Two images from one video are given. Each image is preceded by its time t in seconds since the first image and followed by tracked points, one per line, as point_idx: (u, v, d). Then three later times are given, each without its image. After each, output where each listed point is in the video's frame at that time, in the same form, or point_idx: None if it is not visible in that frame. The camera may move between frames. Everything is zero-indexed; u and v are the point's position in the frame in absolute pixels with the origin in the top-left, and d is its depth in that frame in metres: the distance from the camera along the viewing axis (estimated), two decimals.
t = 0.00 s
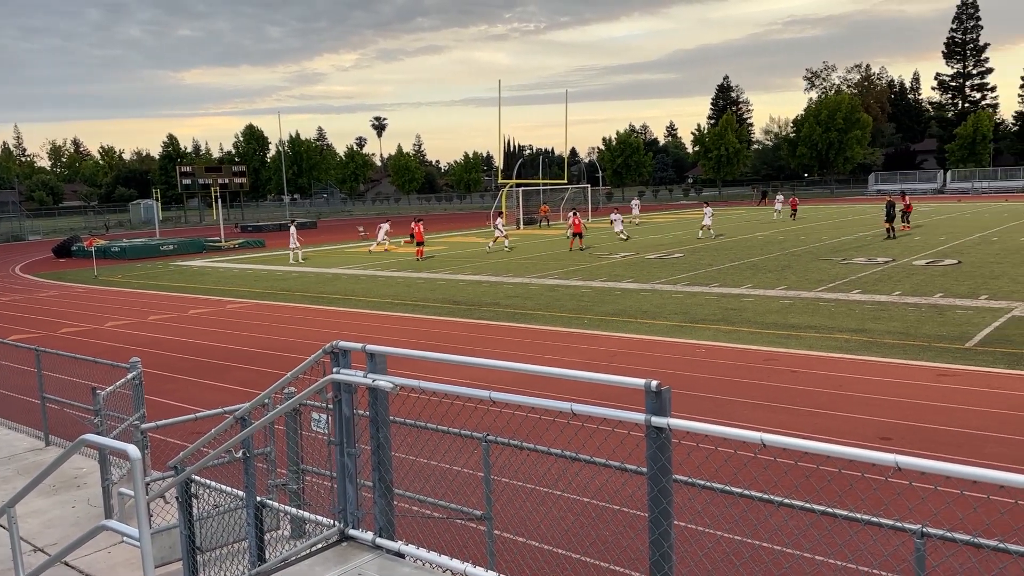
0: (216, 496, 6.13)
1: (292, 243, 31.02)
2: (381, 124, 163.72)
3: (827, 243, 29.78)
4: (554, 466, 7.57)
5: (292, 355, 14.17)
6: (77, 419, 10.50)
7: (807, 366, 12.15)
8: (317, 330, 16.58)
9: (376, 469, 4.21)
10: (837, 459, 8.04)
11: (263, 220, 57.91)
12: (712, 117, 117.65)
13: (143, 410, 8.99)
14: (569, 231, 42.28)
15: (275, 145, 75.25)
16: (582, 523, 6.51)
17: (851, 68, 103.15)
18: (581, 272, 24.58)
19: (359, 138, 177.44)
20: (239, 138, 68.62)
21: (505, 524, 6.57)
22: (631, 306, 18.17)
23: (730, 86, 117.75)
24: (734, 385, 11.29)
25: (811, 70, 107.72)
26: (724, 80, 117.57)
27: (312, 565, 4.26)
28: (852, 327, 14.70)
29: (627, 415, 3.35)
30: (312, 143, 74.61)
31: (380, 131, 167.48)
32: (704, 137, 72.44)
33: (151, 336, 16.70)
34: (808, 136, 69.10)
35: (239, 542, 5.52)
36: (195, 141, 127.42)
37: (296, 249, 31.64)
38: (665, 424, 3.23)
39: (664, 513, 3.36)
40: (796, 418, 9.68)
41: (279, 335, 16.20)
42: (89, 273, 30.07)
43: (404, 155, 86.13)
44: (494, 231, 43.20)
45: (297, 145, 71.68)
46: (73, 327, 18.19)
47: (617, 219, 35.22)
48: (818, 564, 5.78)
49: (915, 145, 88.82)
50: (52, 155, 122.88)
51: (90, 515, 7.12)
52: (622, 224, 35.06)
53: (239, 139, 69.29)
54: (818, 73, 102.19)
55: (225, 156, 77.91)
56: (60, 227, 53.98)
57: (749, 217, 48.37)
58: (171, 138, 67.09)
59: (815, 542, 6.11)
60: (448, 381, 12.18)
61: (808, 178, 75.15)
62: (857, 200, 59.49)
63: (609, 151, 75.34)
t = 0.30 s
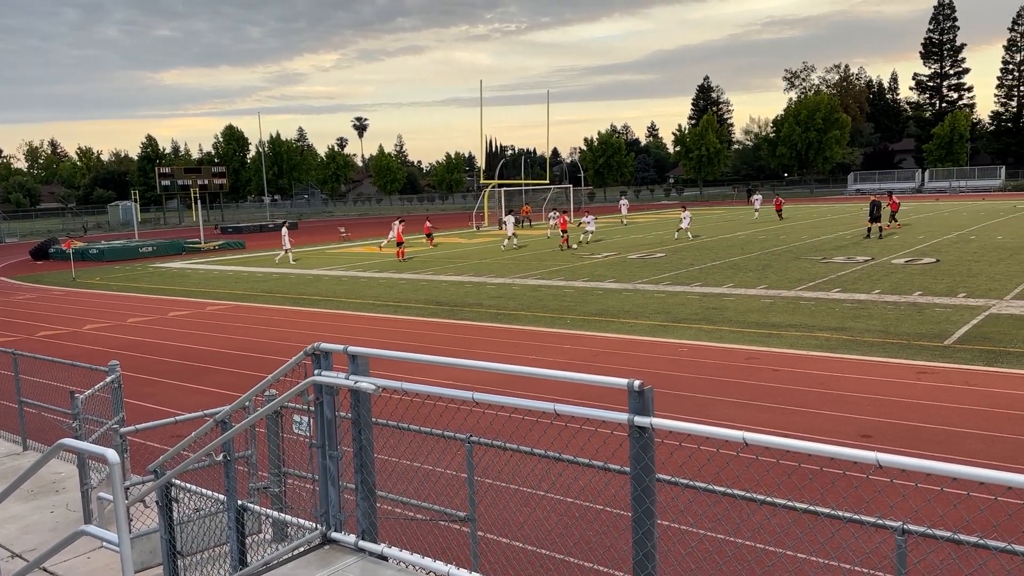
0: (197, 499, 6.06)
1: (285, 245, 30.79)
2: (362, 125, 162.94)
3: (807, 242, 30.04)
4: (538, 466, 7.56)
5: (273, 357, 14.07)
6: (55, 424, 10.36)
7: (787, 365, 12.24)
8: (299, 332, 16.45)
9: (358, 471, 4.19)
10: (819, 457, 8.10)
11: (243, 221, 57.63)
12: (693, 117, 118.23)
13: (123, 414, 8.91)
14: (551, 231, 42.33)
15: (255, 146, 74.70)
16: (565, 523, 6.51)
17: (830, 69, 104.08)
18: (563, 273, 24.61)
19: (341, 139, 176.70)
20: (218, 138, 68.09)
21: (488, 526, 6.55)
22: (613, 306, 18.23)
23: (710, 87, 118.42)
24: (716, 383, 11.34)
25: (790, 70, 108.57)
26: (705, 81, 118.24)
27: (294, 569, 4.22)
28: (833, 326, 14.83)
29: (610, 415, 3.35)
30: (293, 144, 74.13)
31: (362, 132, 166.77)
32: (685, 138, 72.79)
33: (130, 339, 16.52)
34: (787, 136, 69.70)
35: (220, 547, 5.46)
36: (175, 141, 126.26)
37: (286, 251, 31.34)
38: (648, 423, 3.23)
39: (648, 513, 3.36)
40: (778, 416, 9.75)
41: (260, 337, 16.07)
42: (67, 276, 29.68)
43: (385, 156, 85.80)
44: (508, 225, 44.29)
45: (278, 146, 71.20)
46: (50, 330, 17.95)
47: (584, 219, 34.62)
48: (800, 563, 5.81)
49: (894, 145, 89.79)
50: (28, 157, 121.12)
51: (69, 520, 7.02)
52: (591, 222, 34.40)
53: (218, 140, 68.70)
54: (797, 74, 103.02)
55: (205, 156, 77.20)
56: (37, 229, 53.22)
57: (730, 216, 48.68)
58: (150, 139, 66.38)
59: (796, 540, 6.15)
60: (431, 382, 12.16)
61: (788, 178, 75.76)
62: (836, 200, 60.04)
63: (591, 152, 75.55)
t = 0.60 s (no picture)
0: (181, 503, 6.03)
1: (280, 246, 30.58)
2: (346, 126, 162.43)
3: (791, 242, 30.27)
4: (525, 467, 7.58)
5: (257, 359, 14.01)
6: (36, 428, 10.27)
7: (771, 364, 12.35)
8: (285, 334, 16.38)
9: (343, 474, 4.20)
10: (802, 455, 8.17)
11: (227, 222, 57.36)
12: (677, 118, 118.80)
13: (105, 417, 8.86)
14: (537, 232, 42.39)
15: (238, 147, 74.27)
16: (551, 524, 6.54)
17: (813, 69, 104.90)
18: (549, 273, 24.66)
19: (325, 139, 176.05)
20: (201, 139, 67.65)
21: (475, 527, 6.57)
22: (599, 306, 18.31)
23: (694, 87, 119.00)
24: (700, 383, 11.43)
25: (773, 71, 109.36)
26: (689, 81, 118.77)
27: (279, 574, 4.22)
28: (816, 325, 14.97)
29: (596, 416, 3.38)
30: (277, 145, 73.75)
31: (346, 133, 166.22)
32: (669, 138, 73.14)
33: (114, 341, 16.39)
34: (771, 136, 70.18)
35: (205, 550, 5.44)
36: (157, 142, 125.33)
37: (280, 251, 30.91)
38: (633, 424, 3.27)
39: (634, 513, 3.40)
40: (762, 415, 9.84)
41: (244, 339, 15.98)
42: (48, 278, 29.38)
43: (370, 157, 85.56)
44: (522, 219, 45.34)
45: (261, 147, 70.85)
46: (32, 333, 17.78)
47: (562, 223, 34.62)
48: (784, 561, 5.87)
49: (876, 145, 90.59)
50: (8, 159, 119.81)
51: (51, 525, 6.97)
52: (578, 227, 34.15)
53: (202, 141, 68.24)
54: (780, 74, 103.74)
55: (187, 157, 76.66)
56: (17, 232, 52.62)
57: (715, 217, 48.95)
58: (132, 140, 65.83)
59: (781, 538, 6.22)
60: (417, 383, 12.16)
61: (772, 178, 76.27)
62: (819, 200, 60.52)
63: (576, 153, 75.72)
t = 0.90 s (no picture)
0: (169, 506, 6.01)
1: (278, 246, 30.42)
2: (335, 127, 161.59)
3: (778, 242, 30.43)
4: (513, 468, 7.58)
5: (245, 361, 13.94)
6: (22, 431, 10.18)
7: (759, 363, 12.40)
8: (273, 335, 16.30)
9: (331, 476, 4.19)
10: (789, 454, 8.23)
11: (215, 224, 57.06)
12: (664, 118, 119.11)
13: (91, 420, 8.81)
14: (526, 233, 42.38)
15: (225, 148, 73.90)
16: (540, 524, 6.55)
17: (799, 70, 105.51)
18: (537, 273, 24.67)
19: (312, 141, 175.45)
20: (188, 140, 67.32)
21: (464, 528, 6.57)
22: (588, 306, 18.34)
23: (682, 88, 119.40)
24: (689, 382, 11.47)
25: (760, 71, 109.94)
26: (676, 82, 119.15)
27: None
28: (804, 324, 15.05)
29: (583, 415, 3.40)
30: (264, 146, 73.43)
31: (334, 133, 165.50)
32: (657, 138, 73.32)
33: (100, 344, 16.27)
34: (758, 136, 70.50)
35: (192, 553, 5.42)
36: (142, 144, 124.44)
37: (279, 253, 30.80)
38: (620, 424, 3.28)
39: (622, 512, 3.41)
40: (750, 414, 9.89)
41: (232, 341, 15.88)
42: (33, 281, 29.11)
43: (358, 158, 85.34)
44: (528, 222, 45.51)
45: (249, 147, 70.54)
46: (17, 336, 17.62)
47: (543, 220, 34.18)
48: (772, 559, 5.90)
49: (861, 145, 91.20)
50: None
51: (37, 529, 6.92)
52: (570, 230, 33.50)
53: (188, 142, 67.87)
54: (767, 75, 104.26)
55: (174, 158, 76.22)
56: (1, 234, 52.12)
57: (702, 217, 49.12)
58: (118, 141, 65.37)
59: (769, 537, 6.25)
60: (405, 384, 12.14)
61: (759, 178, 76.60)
62: (805, 199, 60.83)
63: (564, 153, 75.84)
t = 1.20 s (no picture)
0: (160, 508, 5.99)
1: (281, 246, 30.26)
2: (326, 127, 161.28)
3: (769, 242, 30.56)
4: (504, 467, 7.59)
5: (237, 363, 13.90)
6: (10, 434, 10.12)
7: (750, 362, 12.46)
8: (264, 337, 16.26)
9: (323, 477, 4.19)
10: (780, 453, 8.27)
11: (205, 225, 56.82)
12: (656, 118, 119.35)
13: (82, 422, 8.78)
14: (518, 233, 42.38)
15: (216, 149, 73.62)
16: (532, 524, 6.55)
17: (790, 70, 105.90)
18: (529, 274, 24.69)
19: (303, 141, 175.07)
20: (179, 141, 67.13)
21: (456, 528, 6.58)
22: (580, 306, 18.36)
23: (673, 88, 119.72)
24: (681, 382, 11.50)
25: (751, 71, 110.30)
26: (667, 82, 119.37)
27: None
28: (794, 324, 15.12)
29: (574, 416, 3.41)
30: (255, 146, 73.20)
31: (326, 134, 165.05)
32: (649, 138, 73.45)
33: (91, 346, 16.20)
34: (749, 137, 70.68)
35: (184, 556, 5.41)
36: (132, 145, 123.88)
37: (281, 253, 30.78)
38: (611, 423, 3.30)
39: (613, 511, 3.43)
40: (741, 413, 9.93)
41: (223, 342, 15.84)
42: (23, 283, 28.95)
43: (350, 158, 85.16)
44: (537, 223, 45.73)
45: (239, 148, 70.33)
46: (7, 339, 17.53)
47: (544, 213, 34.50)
48: (764, 559, 5.91)
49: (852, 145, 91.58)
50: None
51: (27, 531, 6.89)
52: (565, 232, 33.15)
53: (179, 143, 67.58)
54: (758, 75, 104.61)
55: (165, 159, 75.87)
56: None
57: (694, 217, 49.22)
58: (108, 142, 65.04)
59: (760, 536, 6.27)
60: (397, 385, 12.14)
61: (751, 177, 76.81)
62: (796, 199, 61.03)
63: (556, 153, 75.85)
